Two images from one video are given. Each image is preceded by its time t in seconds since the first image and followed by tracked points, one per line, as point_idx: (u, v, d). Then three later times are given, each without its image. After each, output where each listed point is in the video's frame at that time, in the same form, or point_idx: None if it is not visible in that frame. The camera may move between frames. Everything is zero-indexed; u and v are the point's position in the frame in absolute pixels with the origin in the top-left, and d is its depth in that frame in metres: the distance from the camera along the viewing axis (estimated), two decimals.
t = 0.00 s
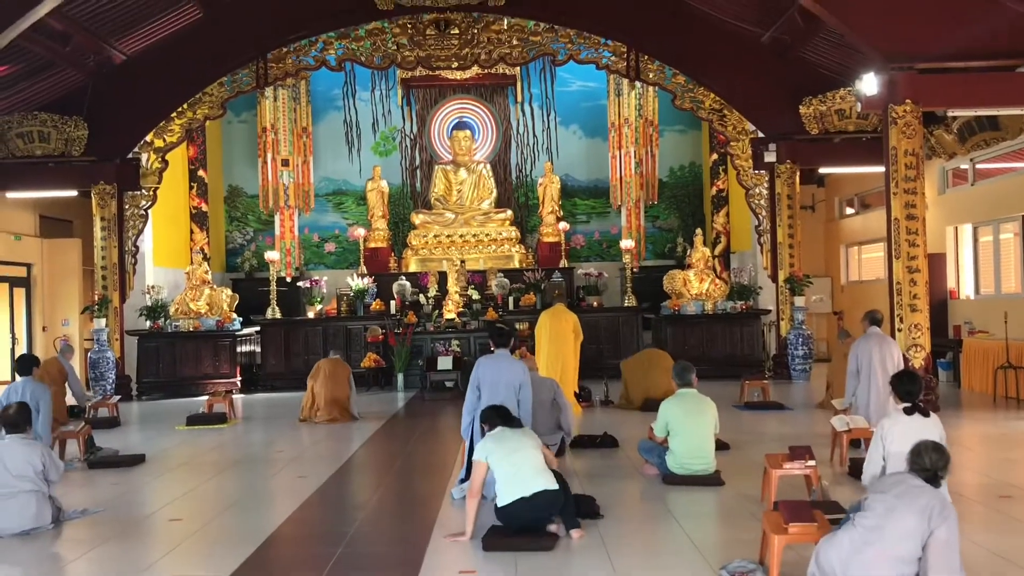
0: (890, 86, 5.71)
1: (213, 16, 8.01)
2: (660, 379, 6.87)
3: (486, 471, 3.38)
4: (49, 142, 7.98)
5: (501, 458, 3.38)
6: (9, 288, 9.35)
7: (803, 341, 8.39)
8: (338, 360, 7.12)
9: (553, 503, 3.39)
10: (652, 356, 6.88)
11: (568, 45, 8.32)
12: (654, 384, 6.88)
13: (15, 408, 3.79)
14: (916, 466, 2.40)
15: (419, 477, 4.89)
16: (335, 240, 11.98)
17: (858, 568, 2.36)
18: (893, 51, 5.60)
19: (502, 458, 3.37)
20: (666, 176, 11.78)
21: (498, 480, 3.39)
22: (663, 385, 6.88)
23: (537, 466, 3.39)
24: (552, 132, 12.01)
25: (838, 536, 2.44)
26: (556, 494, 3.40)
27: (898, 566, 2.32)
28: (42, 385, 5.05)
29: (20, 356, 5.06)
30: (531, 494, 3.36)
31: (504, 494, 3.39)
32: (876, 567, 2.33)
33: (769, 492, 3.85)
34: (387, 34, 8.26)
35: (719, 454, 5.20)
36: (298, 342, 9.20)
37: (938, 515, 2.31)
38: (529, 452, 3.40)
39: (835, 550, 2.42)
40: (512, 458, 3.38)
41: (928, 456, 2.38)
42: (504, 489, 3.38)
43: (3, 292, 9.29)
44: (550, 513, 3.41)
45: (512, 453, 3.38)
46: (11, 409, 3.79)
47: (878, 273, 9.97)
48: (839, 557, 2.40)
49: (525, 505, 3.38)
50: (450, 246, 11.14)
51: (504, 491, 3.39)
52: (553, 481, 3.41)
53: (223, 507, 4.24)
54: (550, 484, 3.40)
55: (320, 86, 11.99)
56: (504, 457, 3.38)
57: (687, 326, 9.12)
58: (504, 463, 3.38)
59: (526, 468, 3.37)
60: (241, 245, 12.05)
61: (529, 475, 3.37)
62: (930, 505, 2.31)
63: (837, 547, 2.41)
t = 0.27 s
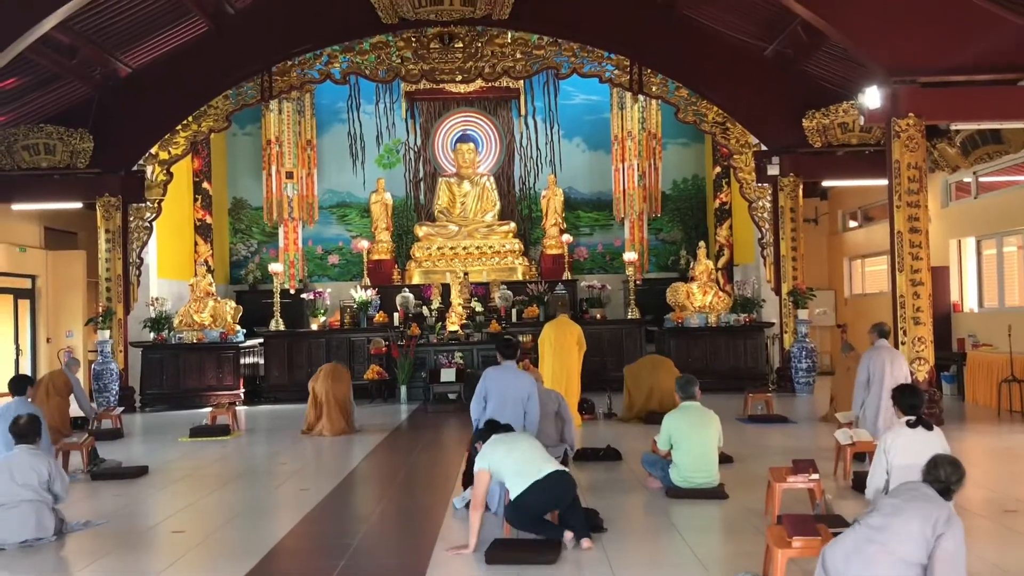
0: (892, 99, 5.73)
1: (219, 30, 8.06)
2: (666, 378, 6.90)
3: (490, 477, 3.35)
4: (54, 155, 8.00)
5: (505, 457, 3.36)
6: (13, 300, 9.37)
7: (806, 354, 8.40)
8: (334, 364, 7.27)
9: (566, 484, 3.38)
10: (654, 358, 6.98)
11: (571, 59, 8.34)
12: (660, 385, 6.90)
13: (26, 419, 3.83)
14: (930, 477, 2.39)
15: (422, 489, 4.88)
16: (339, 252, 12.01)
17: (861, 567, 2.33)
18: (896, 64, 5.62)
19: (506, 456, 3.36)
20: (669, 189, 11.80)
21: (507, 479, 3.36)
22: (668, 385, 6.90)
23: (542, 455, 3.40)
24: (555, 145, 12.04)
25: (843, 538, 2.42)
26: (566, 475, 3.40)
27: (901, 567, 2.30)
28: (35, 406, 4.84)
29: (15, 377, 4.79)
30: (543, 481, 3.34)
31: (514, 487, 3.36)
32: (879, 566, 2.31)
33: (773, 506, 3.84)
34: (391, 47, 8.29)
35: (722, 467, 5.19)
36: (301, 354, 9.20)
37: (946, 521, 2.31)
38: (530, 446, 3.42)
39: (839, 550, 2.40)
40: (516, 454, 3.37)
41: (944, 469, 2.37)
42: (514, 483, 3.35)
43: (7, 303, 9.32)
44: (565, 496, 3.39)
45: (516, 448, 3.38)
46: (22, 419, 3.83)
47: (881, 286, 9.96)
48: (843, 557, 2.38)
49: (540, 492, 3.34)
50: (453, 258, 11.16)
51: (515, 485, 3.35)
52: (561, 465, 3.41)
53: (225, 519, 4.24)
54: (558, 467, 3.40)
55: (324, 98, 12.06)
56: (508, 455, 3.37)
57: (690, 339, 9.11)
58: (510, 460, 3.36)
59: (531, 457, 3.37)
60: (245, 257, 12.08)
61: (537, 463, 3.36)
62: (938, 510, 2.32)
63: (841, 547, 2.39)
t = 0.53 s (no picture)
0: (893, 110, 5.74)
1: (222, 39, 8.09)
2: (667, 380, 6.92)
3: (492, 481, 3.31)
4: (57, 163, 8.07)
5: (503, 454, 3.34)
6: (15, 307, 9.37)
7: (809, 364, 8.38)
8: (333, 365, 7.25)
9: (567, 473, 3.33)
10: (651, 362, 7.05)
11: (574, 68, 8.38)
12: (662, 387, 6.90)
13: (40, 428, 3.87)
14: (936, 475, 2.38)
15: (422, 499, 4.87)
16: (340, 261, 12.02)
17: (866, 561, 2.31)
18: (897, 74, 5.62)
19: (504, 453, 3.34)
20: (671, 199, 11.81)
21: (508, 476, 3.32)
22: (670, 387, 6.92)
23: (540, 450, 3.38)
24: (557, 154, 12.06)
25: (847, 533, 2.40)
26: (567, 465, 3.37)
27: (905, 560, 2.28)
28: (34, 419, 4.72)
29: (15, 388, 4.71)
30: (545, 471, 3.29)
31: (515, 480, 3.31)
32: (884, 559, 2.29)
33: (773, 517, 3.82)
34: (393, 56, 8.30)
35: (723, 477, 5.17)
36: (302, 363, 9.19)
37: (951, 516, 2.30)
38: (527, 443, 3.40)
39: (843, 545, 2.38)
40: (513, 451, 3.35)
41: (949, 466, 2.37)
42: (515, 476, 3.30)
43: (8, 311, 9.31)
44: (569, 486, 3.33)
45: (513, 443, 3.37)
46: (36, 429, 3.87)
47: (883, 296, 9.95)
48: (847, 551, 2.36)
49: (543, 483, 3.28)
50: (455, 267, 11.16)
51: (517, 480, 3.30)
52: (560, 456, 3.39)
53: (225, 528, 4.22)
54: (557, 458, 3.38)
55: (326, 107, 12.09)
56: (506, 452, 3.34)
57: (692, 348, 9.10)
58: (508, 456, 3.33)
59: (530, 450, 3.35)
60: (247, 265, 12.09)
61: (535, 455, 3.33)
62: (943, 504, 2.32)
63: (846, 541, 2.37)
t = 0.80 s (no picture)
0: (895, 116, 5.72)
1: (222, 44, 8.10)
2: (667, 376, 6.94)
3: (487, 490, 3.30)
4: (57, 167, 8.02)
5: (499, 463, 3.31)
6: (14, 312, 9.37)
7: (809, 369, 8.39)
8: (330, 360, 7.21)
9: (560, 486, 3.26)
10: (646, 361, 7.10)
11: (574, 74, 8.37)
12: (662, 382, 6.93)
13: (54, 437, 4.02)
14: (938, 467, 2.50)
15: (422, 504, 4.86)
16: (340, 266, 12.01)
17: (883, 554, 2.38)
18: (897, 80, 5.64)
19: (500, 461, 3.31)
20: (671, 204, 11.82)
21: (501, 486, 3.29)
22: (669, 383, 6.93)
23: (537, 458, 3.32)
24: (557, 160, 12.07)
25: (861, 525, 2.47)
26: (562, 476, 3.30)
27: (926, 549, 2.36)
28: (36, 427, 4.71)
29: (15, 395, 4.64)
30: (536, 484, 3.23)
31: (507, 491, 3.27)
32: (900, 552, 2.37)
33: (773, 523, 3.81)
34: (394, 61, 8.31)
35: (723, 483, 5.16)
36: (302, 368, 9.18)
37: (962, 510, 2.40)
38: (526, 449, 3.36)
39: (858, 537, 2.44)
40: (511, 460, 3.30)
41: (949, 456, 2.50)
42: (507, 485, 3.26)
43: (7, 315, 9.30)
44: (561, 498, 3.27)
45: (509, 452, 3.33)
46: (50, 438, 4.02)
47: (883, 302, 9.95)
48: (863, 543, 2.43)
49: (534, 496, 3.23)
50: (454, 272, 11.16)
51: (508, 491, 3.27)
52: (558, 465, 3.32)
53: (224, 533, 4.21)
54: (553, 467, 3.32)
55: (327, 112, 12.09)
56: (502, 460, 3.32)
57: (691, 354, 9.09)
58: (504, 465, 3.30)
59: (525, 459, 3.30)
60: (247, 270, 12.08)
61: (530, 465, 3.28)
62: (954, 493, 2.42)
63: (861, 533, 2.44)
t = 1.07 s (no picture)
0: (894, 120, 5.75)
1: (222, 47, 8.11)
2: (667, 371, 6.92)
3: (484, 492, 3.31)
4: (57, 170, 8.07)
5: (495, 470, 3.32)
6: (14, 314, 9.36)
7: (806, 372, 8.32)
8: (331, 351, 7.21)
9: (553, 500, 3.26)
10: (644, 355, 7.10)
11: (573, 78, 8.40)
12: (661, 378, 6.91)
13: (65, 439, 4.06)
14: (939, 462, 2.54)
15: (421, 507, 4.86)
16: (340, 269, 12.01)
17: (903, 552, 2.39)
18: (896, 85, 5.65)
19: (497, 468, 3.31)
20: (670, 208, 11.83)
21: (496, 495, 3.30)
22: (669, 379, 6.92)
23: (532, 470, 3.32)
24: (557, 163, 12.08)
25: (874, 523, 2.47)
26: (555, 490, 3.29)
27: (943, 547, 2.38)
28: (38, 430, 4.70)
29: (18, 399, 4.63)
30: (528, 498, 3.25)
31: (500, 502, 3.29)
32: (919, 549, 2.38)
33: (773, 527, 3.81)
34: (394, 65, 8.35)
35: (722, 487, 5.16)
36: (301, 371, 9.18)
37: (971, 504, 2.43)
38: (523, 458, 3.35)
39: (874, 537, 2.44)
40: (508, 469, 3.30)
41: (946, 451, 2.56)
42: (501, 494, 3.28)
43: (7, 318, 9.30)
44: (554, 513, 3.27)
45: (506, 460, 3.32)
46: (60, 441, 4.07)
47: (882, 306, 9.96)
48: (880, 541, 2.42)
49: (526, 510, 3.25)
50: (454, 275, 11.16)
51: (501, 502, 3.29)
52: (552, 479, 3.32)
53: (223, 536, 4.21)
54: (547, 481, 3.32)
55: (326, 115, 12.11)
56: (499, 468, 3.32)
57: (691, 358, 9.09)
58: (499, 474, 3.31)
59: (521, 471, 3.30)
60: (246, 273, 12.08)
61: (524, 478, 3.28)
62: (962, 488, 2.46)
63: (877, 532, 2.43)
